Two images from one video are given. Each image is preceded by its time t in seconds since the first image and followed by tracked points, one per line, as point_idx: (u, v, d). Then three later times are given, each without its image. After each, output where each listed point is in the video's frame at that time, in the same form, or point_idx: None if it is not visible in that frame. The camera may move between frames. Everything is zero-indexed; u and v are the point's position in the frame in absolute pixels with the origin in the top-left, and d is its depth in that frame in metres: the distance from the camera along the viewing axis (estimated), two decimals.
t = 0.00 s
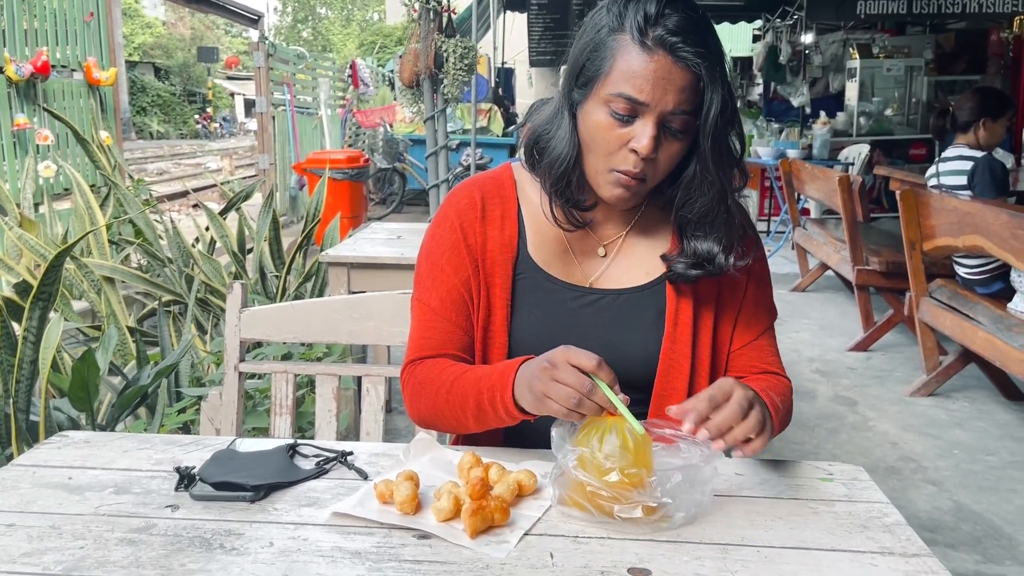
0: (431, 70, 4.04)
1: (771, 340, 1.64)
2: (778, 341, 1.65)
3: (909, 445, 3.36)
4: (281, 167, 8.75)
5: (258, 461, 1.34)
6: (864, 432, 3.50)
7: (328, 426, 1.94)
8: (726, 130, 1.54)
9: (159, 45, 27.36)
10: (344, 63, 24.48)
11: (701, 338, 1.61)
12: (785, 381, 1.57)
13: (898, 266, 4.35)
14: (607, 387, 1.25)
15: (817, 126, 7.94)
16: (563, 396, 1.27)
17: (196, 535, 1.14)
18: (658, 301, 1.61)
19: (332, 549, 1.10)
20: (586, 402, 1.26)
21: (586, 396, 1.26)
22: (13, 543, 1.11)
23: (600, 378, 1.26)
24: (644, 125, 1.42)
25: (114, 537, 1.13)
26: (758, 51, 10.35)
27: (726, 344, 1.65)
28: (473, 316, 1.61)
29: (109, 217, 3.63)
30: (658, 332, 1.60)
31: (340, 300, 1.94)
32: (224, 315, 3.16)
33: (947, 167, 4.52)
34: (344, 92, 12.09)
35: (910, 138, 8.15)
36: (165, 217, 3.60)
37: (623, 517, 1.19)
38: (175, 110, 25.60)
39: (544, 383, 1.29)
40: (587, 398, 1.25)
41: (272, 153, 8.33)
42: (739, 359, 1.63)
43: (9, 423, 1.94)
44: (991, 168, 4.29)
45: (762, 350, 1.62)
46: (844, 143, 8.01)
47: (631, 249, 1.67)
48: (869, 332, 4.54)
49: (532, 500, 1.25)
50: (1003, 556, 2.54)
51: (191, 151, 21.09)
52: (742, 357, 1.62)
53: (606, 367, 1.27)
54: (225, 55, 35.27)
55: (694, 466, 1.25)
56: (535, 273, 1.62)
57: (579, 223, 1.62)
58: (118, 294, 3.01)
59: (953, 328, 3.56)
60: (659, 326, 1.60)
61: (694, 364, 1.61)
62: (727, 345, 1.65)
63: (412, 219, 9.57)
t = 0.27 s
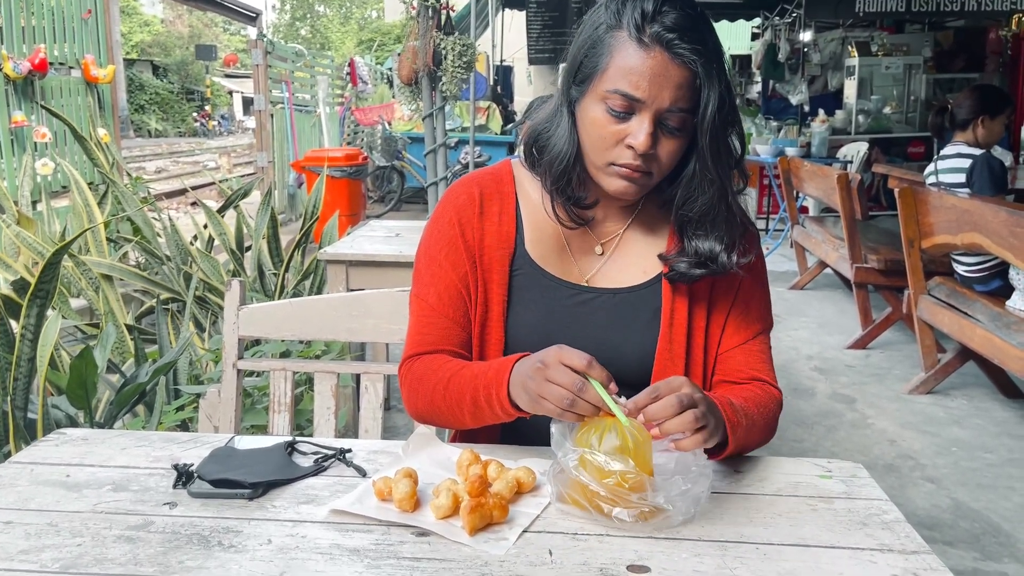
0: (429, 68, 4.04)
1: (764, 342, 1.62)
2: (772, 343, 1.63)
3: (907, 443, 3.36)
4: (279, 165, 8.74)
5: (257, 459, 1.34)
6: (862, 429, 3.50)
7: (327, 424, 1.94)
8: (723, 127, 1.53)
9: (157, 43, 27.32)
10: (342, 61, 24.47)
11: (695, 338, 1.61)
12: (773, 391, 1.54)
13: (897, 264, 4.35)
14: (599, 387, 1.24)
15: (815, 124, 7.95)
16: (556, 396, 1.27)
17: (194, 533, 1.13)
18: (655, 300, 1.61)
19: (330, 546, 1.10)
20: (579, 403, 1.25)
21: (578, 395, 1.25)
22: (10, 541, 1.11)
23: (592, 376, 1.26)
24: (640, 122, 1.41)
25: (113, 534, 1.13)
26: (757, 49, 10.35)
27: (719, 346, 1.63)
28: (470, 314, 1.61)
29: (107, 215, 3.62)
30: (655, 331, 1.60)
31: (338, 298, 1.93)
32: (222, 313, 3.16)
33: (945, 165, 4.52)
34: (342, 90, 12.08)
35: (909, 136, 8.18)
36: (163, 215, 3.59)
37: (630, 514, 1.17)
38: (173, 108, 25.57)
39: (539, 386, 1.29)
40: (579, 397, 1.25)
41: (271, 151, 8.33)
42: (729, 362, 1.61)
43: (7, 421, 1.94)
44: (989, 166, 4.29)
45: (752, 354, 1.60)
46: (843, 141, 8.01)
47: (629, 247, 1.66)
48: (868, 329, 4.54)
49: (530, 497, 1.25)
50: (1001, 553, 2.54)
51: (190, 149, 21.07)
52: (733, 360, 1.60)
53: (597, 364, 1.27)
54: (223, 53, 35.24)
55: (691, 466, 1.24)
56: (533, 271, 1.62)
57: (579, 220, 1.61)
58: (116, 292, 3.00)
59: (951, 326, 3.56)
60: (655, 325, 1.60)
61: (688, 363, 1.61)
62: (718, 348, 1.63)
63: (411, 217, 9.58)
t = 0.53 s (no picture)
0: (428, 66, 4.03)
1: (764, 347, 1.61)
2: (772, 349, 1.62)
3: (906, 441, 3.36)
4: (278, 163, 8.73)
5: (255, 457, 1.34)
6: (861, 428, 3.50)
7: (325, 422, 1.94)
8: (721, 125, 1.53)
9: (156, 41, 27.30)
10: (341, 59, 24.46)
11: (694, 341, 1.61)
12: (771, 399, 1.53)
13: (896, 262, 4.35)
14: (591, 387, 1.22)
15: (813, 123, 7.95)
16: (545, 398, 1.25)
17: (193, 530, 1.13)
18: (655, 302, 1.60)
19: (329, 544, 1.10)
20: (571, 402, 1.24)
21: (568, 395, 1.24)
22: (8, 539, 1.11)
23: (581, 376, 1.24)
24: (637, 120, 1.41)
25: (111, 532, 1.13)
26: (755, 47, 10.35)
27: (717, 349, 1.62)
28: (468, 316, 1.61)
29: (105, 213, 3.62)
30: (654, 333, 1.60)
31: (337, 296, 1.93)
32: (220, 311, 3.16)
33: (944, 163, 4.53)
34: (340, 88, 12.07)
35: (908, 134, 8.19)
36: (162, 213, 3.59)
37: (624, 516, 1.18)
38: (171, 106, 25.54)
39: (527, 388, 1.28)
40: (569, 398, 1.24)
41: (269, 149, 8.32)
42: (729, 363, 1.60)
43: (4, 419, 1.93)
44: (988, 164, 4.31)
45: (751, 355, 1.59)
46: (842, 139, 8.01)
47: (628, 246, 1.66)
48: (867, 327, 4.54)
49: (529, 495, 1.25)
50: (999, 551, 2.54)
51: (189, 147, 21.06)
52: (732, 364, 1.60)
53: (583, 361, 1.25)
54: (222, 51, 35.21)
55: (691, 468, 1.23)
56: (532, 273, 1.62)
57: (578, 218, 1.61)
58: (114, 290, 3.00)
59: (950, 325, 3.57)
60: (655, 327, 1.60)
61: (687, 364, 1.61)
62: (717, 349, 1.62)
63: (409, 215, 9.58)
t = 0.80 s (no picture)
0: (427, 64, 4.03)
1: (766, 345, 1.61)
2: (773, 346, 1.62)
3: (904, 439, 3.37)
4: (277, 161, 8.73)
5: (255, 455, 1.34)
6: (860, 426, 3.50)
7: (325, 420, 1.94)
8: (717, 122, 1.53)
9: (154, 39, 27.27)
10: (340, 57, 24.44)
11: (695, 340, 1.61)
12: (773, 398, 1.54)
13: (894, 260, 4.35)
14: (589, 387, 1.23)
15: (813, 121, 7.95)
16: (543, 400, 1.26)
17: (193, 529, 1.14)
18: (655, 302, 1.60)
19: (329, 542, 1.10)
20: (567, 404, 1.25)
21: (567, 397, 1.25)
22: (8, 537, 1.11)
23: (578, 376, 1.24)
24: (632, 118, 1.42)
25: (111, 530, 1.13)
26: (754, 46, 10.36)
27: (718, 348, 1.63)
28: (468, 322, 1.61)
29: (104, 212, 3.62)
30: (655, 333, 1.60)
31: (336, 294, 1.94)
32: (220, 309, 3.16)
33: (943, 162, 4.53)
34: (339, 86, 12.07)
35: (906, 132, 8.17)
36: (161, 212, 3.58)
37: (623, 514, 1.18)
38: (170, 104, 25.53)
39: (525, 392, 1.28)
40: (568, 399, 1.24)
41: (268, 147, 8.32)
42: (730, 361, 1.61)
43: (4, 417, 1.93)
44: (988, 162, 4.31)
45: (752, 353, 1.60)
46: (841, 138, 8.01)
47: (626, 246, 1.67)
48: (866, 326, 4.55)
49: (528, 493, 1.26)
50: (998, 549, 2.55)
51: (188, 146, 21.04)
52: (733, 363, 1.60)
53: (581, 362, 1.25)
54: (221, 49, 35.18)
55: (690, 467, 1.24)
56: (531, 275, 1.62)
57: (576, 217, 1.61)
58: (113, 289, 3.00)
59: (949, 323, 3.57)
60: (656, 327, 1.60)
61: (688, 363, 1.62)
62: (718, 347, 1.63)
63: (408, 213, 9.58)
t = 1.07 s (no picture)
0: (427, 62, 4.03)
1: (766, 344, 1.61)
2: (774, 345, 1.62)
3: (904, 438, 3.37)
4: (277, 160, 8.72)
5: (254, 454, 1.34)
6: (859, 425, 3.50)
7: (325, 418, 1.94)
8: (716, 122, 1.53)
9: (153, 37, 27.24)
10: (340, 56, 24.44)
11: (695, 339, 1.61)
12: (774, 396, 1.54)
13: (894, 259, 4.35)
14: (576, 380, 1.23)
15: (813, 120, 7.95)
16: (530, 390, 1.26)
17: (192, 528, 1.13)
18: (655, 301, 1.60)
19: (328, 541, 1.10)
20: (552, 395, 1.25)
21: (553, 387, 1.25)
22: (8, 536, 1.11)
23: (563, 367, 1.24)
24: (630, 118, 1.42)
25: (110, 529, 1.13)
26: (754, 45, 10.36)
27: (718, 347, 1.63)
28: (465, 323, 1.60)
29: (103, 210, 3.62)
30: (655, 333, 1.60)
31: (336, 293, 1.93)
32: (219, 308, 3.16)
33: (943, 161, 4.53)
34: (339, 85, 12.07)
35: (906, 131, 8.13)
36: (160, 210, 3.58)
37: (623, 513, 1.18)
38: (169, 102, 25.52)
39: (513, 382, 1.28)
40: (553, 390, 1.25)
41: (268, 146, 8.32)
42: (731, 360, 1.61)
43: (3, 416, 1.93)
44: (988, 161, 4.29)
45: (753, 352, 1.60)
46: (841, 136, 8.01)
47: (626, 246, 1.67)
48: (866, 324, 4.55)
49: (528, 492, 1.26)
50: (997, 548, 2.55)
51: (187, 144, 21.04)
52: (733, 362, 1.60)
53: (565, 352, 1.25)
54: (221, 47, 35.18)
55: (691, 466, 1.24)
56: (530, 275, 1.61)
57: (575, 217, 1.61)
58: (112, 287, 2.99)
59: (948, 322, 3.57)
60: (656, 326, 1.60)
61: (689, 362, 1.62)
62: (719, 347, 1.63)
63: (408, 212, 9.58)
